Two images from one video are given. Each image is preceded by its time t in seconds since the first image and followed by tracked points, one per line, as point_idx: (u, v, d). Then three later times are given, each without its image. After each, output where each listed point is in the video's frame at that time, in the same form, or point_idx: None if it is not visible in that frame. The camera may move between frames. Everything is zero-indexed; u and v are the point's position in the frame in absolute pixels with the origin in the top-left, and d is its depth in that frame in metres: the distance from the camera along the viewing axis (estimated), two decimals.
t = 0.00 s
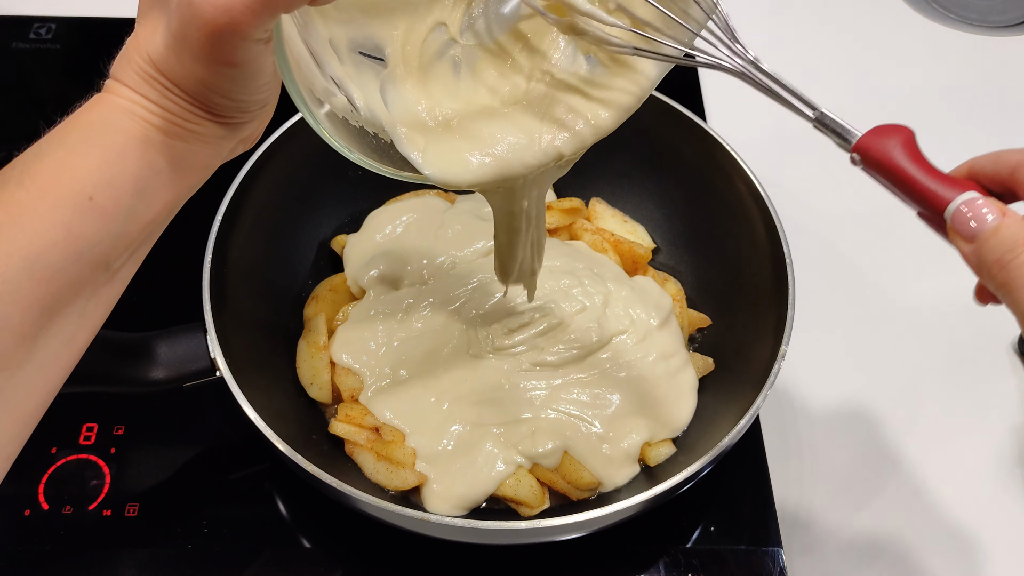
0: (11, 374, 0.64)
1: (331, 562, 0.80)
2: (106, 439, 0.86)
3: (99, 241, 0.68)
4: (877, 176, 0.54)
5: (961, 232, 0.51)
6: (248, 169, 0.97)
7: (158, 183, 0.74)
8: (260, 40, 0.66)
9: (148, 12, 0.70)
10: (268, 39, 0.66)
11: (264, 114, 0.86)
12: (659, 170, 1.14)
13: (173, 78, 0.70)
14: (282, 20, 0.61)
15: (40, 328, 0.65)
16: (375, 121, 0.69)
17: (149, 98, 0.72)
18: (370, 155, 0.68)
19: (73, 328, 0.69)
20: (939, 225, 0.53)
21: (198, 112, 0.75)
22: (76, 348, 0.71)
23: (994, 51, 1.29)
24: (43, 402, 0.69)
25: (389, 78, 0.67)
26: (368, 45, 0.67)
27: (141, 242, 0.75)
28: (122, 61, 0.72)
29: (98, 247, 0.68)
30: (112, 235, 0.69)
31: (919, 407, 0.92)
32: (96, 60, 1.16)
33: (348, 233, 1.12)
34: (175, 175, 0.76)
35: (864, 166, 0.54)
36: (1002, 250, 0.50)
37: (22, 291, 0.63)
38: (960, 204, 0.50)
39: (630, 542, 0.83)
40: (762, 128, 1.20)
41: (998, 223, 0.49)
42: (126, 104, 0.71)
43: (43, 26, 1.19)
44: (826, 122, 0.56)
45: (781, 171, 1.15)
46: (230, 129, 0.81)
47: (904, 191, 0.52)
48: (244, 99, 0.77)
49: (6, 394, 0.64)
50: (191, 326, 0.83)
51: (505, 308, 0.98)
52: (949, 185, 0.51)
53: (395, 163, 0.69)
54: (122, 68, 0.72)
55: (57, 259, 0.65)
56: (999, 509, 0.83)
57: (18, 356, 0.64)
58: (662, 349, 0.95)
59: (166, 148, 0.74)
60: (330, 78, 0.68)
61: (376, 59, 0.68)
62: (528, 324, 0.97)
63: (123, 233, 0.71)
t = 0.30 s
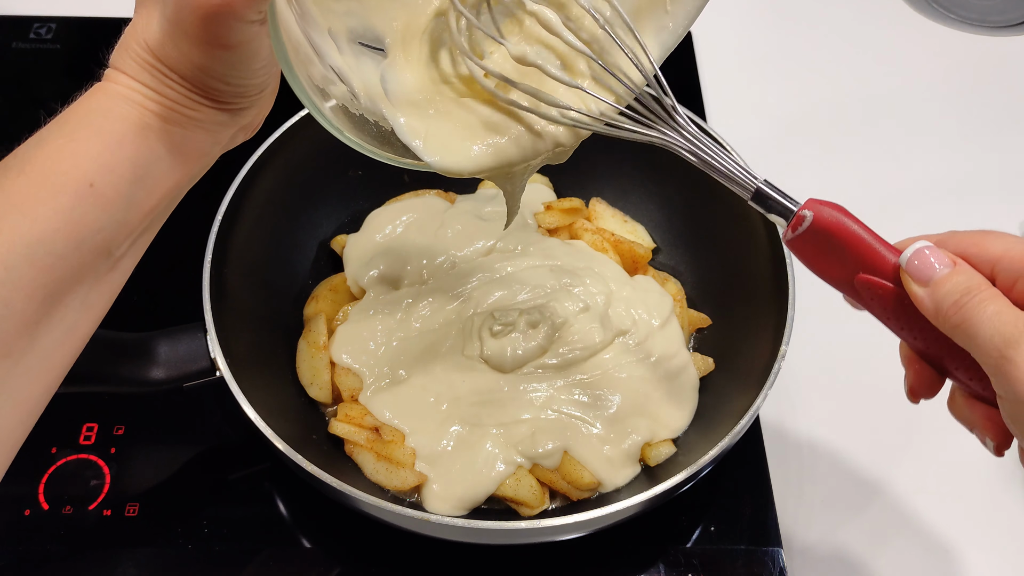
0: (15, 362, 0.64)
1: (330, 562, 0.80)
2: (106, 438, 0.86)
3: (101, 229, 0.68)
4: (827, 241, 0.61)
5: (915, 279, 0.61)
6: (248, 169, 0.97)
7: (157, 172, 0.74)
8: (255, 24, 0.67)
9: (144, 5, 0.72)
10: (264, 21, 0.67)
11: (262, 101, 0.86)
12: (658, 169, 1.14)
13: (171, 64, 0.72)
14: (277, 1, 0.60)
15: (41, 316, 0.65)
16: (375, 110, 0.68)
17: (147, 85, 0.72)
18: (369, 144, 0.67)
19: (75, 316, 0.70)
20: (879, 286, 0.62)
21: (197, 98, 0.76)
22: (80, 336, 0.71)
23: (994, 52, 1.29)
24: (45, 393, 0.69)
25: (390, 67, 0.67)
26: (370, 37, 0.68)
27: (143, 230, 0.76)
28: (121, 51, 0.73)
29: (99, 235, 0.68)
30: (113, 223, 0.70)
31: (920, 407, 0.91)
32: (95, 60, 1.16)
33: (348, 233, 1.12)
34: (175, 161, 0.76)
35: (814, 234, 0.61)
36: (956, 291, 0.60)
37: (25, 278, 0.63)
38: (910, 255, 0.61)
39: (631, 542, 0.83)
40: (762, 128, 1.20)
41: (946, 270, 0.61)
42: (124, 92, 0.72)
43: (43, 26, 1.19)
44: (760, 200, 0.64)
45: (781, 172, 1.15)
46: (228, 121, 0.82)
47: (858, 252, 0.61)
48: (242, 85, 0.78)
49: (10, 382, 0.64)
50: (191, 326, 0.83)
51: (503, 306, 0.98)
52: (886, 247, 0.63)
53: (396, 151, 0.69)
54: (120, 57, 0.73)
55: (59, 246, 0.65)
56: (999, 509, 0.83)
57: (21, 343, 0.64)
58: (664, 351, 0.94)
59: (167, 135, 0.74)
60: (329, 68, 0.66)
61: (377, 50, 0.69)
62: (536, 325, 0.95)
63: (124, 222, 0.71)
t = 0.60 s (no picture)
0: (23, 352, 0.64)
1: (330, 562, 0.80)
2: (106, 439, 0.86)
3: (109, 223, 0.68)
4: (828, 299, 0.61)
5: (925, 328, 0.61)
6: (248, 169, 0.97)
7: (166, 167, 0.74)
8: (271, 26, 0.67)
9: None
10: (280, 25, 0.67)
11: (269, 97, 0.85)
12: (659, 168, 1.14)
13: (183, 61, 0.71)
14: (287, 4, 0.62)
15: (49, 309, 0.66)
16: (378, 104, 0.67)
17: (158, 80, 0.72)
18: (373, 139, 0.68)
19: (81, 308, 0.70)
20: (885, 341, 0.62)
21: (208, 95, 0.75)
22: (85, 328, 0.71)
23: (994, 51, 1.29)
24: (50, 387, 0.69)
25: (390, 60, 0.67)
26: (369, 27, 0.68)
27: (149, 225, 0.76)
28: (130, 44, 0.72)
29: (107, 228, 0.68)
30: (121, 216, 0.70)
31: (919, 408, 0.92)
32: (95, 60, 1.16)
33: (348, 233, 1.12)
34: (183, 158, 0.76)
35: (814, 292, 0.61)
36: (969, 343, 0.60)
37: (35, 270, 0.63)
38: (917, 305, 0.62)
39: (630, 542, 0.83)
40: (761, 128, 1.20)
41: (955, 320, 0.61)
42: (134, 86, 0.71)
43: (43, 26, 1.19)
44: (754, 261, 0.67)
45: (781, 172, 1.15)
46: (238, 114, 0.81)
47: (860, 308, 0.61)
48: (253, 83, 0.77)
49: (17, 375, 0.64)
50: (191, 326, 0.83)
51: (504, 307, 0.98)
52: (886, 301, 0.63)
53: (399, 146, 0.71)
54: (130, 50, 0.72)
55: (68, 239, 0.65)
56: (996, 510, 0.84)
57: (28, 335, 0.64)
58: (665, 351, 0.94)
59: (176, 131, 0.74)
60: (333, 60, 0.67)
61: (378, 41, 0.69)
62: (537, 326, 0.95)
63: (132, 215, 0.71)
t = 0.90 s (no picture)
0: (22, 354, 0.65)
1: (330, 562, 0.80)
2: (106, 439, 0.86)
3: (107, 227, 0.68)
4: (918, 241, 0.58)
5: None
6: (248, 169, 0.97)
7: (166, 172, 0.73)
8: (277, 37, 0.66)
9: None
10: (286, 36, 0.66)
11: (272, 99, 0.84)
12: (659, 169, 1.14)
13: (186, 68, 0.70)
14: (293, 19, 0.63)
15: (47, 313, 0.66)
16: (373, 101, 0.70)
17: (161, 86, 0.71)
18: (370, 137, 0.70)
19: (80, 311, 0.70)
20: (983, 284, 0.58)
21: (211, 101, 0.74)
22: (83, 329, 0.72)
23: (994, 52, 1.29)
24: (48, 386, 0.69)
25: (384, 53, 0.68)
26: (363, 20, 0.68)
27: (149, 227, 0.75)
28: (133, 47, 0.71)
29: (106, 232, 0.68)
30: (118, 221, 0.69)
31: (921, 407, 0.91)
32: (95, 60, 1.16)
33: (348, 233, 1.12)
34: (185, 162, 0.75)
35: (903, 234, 0.58)
36: None
37: (31, 275, 0.63)
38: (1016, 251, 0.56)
39: (630, 542, 0.83)
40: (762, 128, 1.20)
41: None
42: (137, 91, 0.71)
43: (43, 26, 1.19)
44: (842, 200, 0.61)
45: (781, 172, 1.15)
46: (240, 118, 0.80)
47: (955, 251, 0.57)
48: (256, 89, 0.76)
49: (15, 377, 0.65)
50: (191, 325, 0.83)
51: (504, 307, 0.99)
52: (987, 242, 0.58)
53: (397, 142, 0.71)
54: (133, 53, 0.71)
55: (67, 243, 0.65)
56: (996, 509, 0.83)
57: (27, 339, 0.65)
58: (667, 351, 0.94)
59: (179, 137, 0.74)
60: (329, 57, 0.69)
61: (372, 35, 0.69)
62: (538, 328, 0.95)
63: (129, 219, 0.70)
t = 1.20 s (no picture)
0: (11, 366, 0.65)
1: (330, 562, 0.80)
2: (106, 439, 0.86)
3: (99, 238, 0.68)
4: (859, 185, 0.57)
5: (952, 222, 0.56)
6: (248, 170, 0.97)
7: (157, 179, 0.74)
8: (267, 50, 0.67)
9: (149, 6, 0.69)
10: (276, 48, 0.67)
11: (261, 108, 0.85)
12: (658, 169, 1.14)
13: (177, 77, 0.70)
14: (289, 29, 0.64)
15: (39, 323, 0.66)
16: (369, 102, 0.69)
17: (150, 94, 0.71)
18: (365, 141, 0.69)
19: (70, 322, 0.70)
20: (915, 232, 0.58)
21: (199, 109, 0.75)
22: (72, 340, 0.71)
23: (994, 52, 1.29)
24: (38, 394, 0.69)
25: (382, 51, 0.66)
26: (361, 16, 0.67)
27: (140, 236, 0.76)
28: (122, 53, 0.71)
29: (97, 242, 0.68)
30: (111, 230, 0.70)
31: (920, 407, 0.91)
32: (95, 60, 1.16)
33: (348, 233, 1.12)
34: (174, 169, 0.76)
35: (844, 176, 0.57)
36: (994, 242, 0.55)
37: (21, 285, 0.63)
38: (950, 198, 0.56)
39: (631, 541, 0.83)
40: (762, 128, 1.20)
41: (986, 215, 0.56)
42: (127, 99, 0.71)
43: (43, 26, 1.19)
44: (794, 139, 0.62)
45: (780, 172, 1.15)
46: (231, 126, 0.81)
47: (892, 196, 0.56)
48: (244, 101, 0.77)
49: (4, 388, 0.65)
50: (191, 326, 0.83)
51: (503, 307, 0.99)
52: (923, 190, 0.57)
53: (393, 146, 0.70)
54: (122, 60, 0.71)
55: (57, 256, 0.65)
56: (997, 509, 0.83)
57: (16, 351, 0.65)
58: (669, 352, 0.95)
59: (169, 145, 0.74)
60: (325, 58, 0.69)
61: (370, 30, 0.67)
62: (539, 331, 0.94)
63: (122, 228, 0.71)
